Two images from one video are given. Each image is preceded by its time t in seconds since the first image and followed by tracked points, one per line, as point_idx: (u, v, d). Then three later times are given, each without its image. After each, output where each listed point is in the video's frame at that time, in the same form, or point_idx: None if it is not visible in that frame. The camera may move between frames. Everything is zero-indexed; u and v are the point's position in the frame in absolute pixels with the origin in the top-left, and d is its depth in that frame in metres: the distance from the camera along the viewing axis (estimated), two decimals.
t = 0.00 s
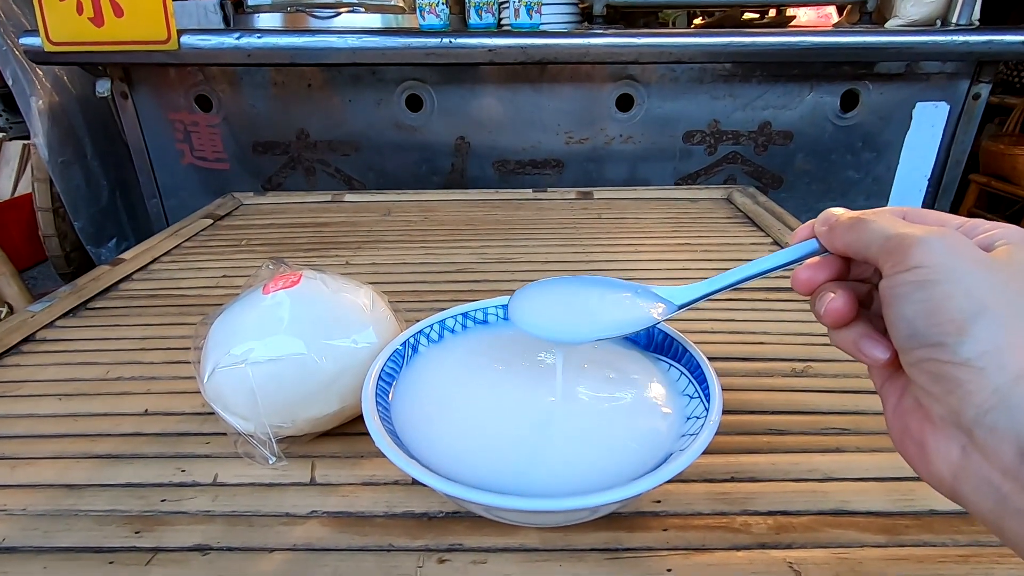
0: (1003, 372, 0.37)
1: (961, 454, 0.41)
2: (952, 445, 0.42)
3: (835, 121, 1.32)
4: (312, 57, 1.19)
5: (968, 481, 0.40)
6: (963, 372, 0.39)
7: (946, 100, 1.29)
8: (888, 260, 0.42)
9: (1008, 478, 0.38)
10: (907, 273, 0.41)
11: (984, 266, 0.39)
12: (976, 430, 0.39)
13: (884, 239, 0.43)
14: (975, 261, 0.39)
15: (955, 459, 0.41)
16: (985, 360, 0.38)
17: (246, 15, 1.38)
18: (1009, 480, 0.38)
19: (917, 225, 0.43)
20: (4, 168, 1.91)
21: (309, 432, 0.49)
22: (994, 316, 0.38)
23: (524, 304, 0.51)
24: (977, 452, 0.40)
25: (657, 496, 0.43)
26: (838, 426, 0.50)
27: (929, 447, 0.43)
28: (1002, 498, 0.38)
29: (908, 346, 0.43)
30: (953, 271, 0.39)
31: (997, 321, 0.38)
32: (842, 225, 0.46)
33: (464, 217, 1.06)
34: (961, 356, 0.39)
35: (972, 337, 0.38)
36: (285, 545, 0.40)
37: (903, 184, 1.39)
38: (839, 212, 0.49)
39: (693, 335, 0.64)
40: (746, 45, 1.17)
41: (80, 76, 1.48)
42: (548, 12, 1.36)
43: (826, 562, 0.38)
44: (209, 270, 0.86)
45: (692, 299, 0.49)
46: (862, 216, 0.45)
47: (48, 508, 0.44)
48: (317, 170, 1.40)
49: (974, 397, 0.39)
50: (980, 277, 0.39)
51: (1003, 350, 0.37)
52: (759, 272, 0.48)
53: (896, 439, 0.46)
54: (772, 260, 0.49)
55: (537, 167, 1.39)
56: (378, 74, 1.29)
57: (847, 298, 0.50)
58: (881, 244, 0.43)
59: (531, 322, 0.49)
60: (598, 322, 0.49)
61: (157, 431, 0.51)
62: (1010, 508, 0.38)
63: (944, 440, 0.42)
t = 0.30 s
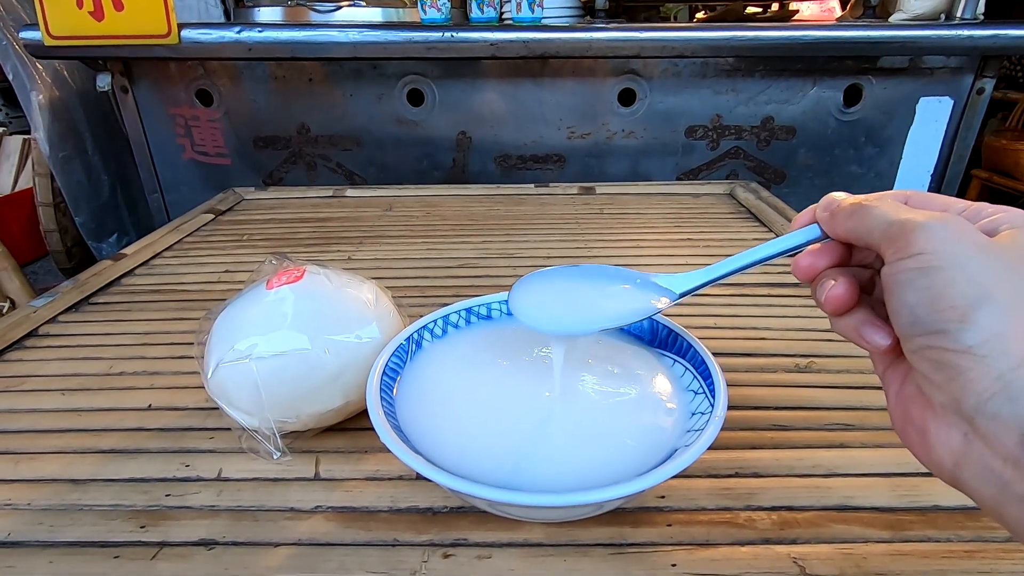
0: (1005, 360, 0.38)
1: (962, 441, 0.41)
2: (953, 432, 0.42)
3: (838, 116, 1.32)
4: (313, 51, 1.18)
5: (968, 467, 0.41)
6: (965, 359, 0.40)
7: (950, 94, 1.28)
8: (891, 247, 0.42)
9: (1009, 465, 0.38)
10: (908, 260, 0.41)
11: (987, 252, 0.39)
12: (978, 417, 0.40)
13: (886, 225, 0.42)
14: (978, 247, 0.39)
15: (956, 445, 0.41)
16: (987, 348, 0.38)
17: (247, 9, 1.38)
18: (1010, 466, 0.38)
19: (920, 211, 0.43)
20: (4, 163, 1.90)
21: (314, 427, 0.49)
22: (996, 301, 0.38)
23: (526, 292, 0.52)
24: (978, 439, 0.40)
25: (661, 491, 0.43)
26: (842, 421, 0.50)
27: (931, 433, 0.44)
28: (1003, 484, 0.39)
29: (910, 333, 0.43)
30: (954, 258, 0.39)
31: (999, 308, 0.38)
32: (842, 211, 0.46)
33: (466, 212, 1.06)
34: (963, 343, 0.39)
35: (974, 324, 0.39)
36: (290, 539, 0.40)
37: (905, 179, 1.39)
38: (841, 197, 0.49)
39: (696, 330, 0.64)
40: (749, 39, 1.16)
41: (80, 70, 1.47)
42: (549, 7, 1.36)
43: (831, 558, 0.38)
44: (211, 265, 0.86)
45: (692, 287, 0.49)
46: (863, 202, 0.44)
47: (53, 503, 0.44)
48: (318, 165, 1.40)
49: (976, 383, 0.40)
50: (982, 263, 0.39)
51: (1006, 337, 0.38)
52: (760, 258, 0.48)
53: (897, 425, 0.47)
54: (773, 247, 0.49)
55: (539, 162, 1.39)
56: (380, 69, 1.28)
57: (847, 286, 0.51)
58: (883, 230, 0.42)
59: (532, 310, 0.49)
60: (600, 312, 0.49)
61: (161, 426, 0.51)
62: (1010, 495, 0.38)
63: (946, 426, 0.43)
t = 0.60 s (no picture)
0: (1011, 352, 0.38)
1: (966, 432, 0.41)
2: (957, 423, 0.42)
3: (840, 114, 1.31)
4: (313, 47, 1.18)
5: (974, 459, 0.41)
6: (969, 351, 0.40)
7: (952, 92, 1.28)
8: (895, 237, 0.42)
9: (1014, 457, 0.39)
10: (913, 251, 0.41)
11: (993, 242, 0.39)
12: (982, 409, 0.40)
13: (890, 217, 0.42)
14: (983, 237, 0.39)
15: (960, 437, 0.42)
16: (993, 340, 0.38)
17: (247, 5, 1.37)
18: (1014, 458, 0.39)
19: (924, 200, 0.43)
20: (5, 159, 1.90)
21: (317, 423, 0.49)
22: (1002, 292, 0.38)
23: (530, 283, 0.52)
24: (982, 430, 0.41)
25: (663, 488, 0.43)
26: (844, 419, 0.50)
27: (936, 425, 0.44)
28: (1008, 476, 0.39)
29: (914, 325, 0.43)
30: (960, 249, 0.39)
31: (1005, 298, 0.38)
32: (844, 201, 0.45)
33: (467, 209, 1.06)
34: (968, 335, 0.39)
35: (979, 315, 0.39)
36: (293, 535, 0.40)
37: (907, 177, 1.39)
38: (842, 183, 0.47)
39: (698, 327, 0.64)
40: (752, 36, 1.16)
41: (81, 66, 1.47)
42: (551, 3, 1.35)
43: (833, 555, 0.38)
44: (213, 262, 0.86)
45: (692, 279, 0.48)
46: (866, 192, 0.44)
47: (56, 498, 0.44)
48: (319, 161, 1.40)
49: (981, 376, 0.40)
50: (989, 253, 0.39)
51: (1011, 329, 0.38)
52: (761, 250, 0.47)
53: (902, 417, 0.47)
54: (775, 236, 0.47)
55: (540, 159, 1.39)
56: (381, 65, 1.28)
57: (850, 276, 0.51)
58: (887, 222, 0.42)
59: (536, 305, 0.50)
60: (603, 306, 0.49)
61: (164, 422, 0.51)
62: (1015, 486, 0.39)
63: (950, 418, 0.43)
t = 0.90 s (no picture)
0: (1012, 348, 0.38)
1: (966, 428, 0.42)
2: (957, 419, 0.42)
3: (842, 112, 1.31)
4: (314, 45, 1.18)
5: (974, 455, 0.41)
6: (970, 347, 0.40)
7: (954, 90, 1.28)
8: (897, 232, 0.41)
9: (1014, 454, 0.39)
10: (915, 245, 0.40)
11: (996, 236, 0.39)
12: (982, 405, 0.40)
13: (893, 212, 0.42)
14: (986, 231, 0.39)
15: (960, 432, 0.42)
16: (994, 336, 0.38)
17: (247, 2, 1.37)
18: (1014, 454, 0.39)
19: (926, 194, 0.42)
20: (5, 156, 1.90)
21: (317, 421, 0.49)
22: (1003, 287, 0.38)
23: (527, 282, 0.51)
24: (982, 427, 0.41)
25: (664, 487, 0.43)
26: (846, 418, 0.50)
27: (936, 421, 0.44)
28: (1008, 472, 0.39)
29: (916, 320, 0.43)
30: (962, 243, 0.39)
31: (1006, 293, 0.38)
32: (843, 194, 0.44)
33: (468, 207, 1.06)
34: (970, 331, 0.39)
35: (981, 311, 0.39)
36: (294, 533, 0.40)
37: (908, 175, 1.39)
38: (842, 175, 0.46)
39: (698, 326, 0.64)
40: (753, 35, 1.16)
41: (81, 63, 1.46)
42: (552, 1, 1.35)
43: (834, 553, 0.38)
44: (213, 259, 0.85)
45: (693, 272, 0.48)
46: (867, 185, 0.43)
47: (57, 495, 0.44)
48: (319, 159, 1.39)
49: (982, 372, 0.40)
50: (991, 247, 0.38)
51: (1013, 325, 0.38)
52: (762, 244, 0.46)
53: (903, 412, 0.47)
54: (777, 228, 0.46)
55: (541, 157, 1.39)
56: (382, 62, 1.28)
57: (851, 271, 0.50)
58: (888, 217, 0.42)
59: (534, 312, 0.50)
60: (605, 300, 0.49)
61: (165, 420, 0.51)
62: (1015, 483, 0.39)
63: (950, 413, 0.43)
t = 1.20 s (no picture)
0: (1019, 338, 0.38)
1: (972, 417, 0.42)
2: (962, 407, 0.43)
3: (843, 112, 1.31)
4: (314, 43, 1.18)
5: (978, 444, 0.42)
6: (978, 337, 0.40)
7: (955, 90, 1.27)
8: (903, 219, 0.42)
9: (1019, 443, 0.40)
10: (923, 233, 0.40)
11: (1004, 222, 0.38)
12: (988, 394, 0.41)
13: (899, 199, 0.42)
14: (994, 218, 0.39)
15: (966, 422, 0.43)
16: (1002, 325, 0.38)
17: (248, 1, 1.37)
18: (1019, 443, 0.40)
19: (935, 179, 0.42)
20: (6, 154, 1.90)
21: (318, 419, 0.49)
22: (1011, 276, 0.38)
23: (527, 277, 0.51)
24: (988, 416, 0.41)
25: (665, 485, 0.43)
26: (846, 417, 0.50)
27: (941, 410, 0.45)
28: (1013, 461, 0.40)
29: (922, 309, 0.44)
30: (970, 230, 0.39)
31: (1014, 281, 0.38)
32: (850, 180, 0.44)
33: (469, 206, 1.06)
34: (977, 320, 0.40)
35: (989, 300, 0.39)
36: (296, 531, 0.40)
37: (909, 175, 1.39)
38: (848, 158, 0.46)
39: (699, 325, 0.65)
40: (754, 34, 1.16)
41: (82, 61, 1.47)
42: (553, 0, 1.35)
43: (834, 552, 0.38)
44: (214, 258, 0.85)
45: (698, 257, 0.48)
46: (874, 172, 0.43)
47: (59, 493, 0.44)
48: (320, 158, 1.40)
49: (989, 362, 0.40)
50: (1000, 234, 0.38)
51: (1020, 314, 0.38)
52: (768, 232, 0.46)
53: (907, 400, 0.48)
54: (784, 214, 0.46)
55: (541, 157, 1.39)
56: (383, 62, 1.28)
57: (855, 259, 0.52)
58: (895, 204, 0.42)
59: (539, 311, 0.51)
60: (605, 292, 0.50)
61: (166, 418, 0.52)
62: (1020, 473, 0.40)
63: (955, 402, 0.44)
